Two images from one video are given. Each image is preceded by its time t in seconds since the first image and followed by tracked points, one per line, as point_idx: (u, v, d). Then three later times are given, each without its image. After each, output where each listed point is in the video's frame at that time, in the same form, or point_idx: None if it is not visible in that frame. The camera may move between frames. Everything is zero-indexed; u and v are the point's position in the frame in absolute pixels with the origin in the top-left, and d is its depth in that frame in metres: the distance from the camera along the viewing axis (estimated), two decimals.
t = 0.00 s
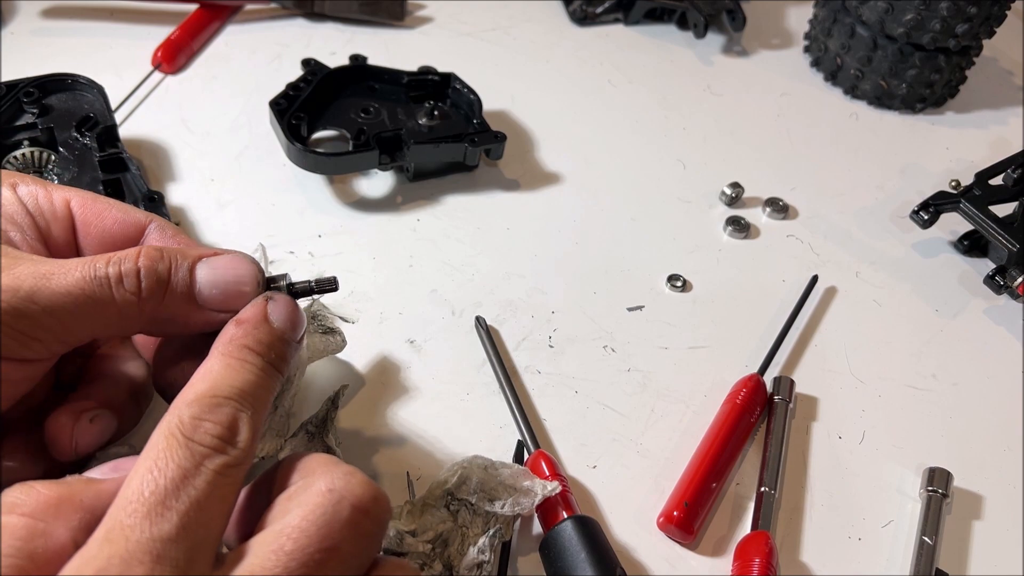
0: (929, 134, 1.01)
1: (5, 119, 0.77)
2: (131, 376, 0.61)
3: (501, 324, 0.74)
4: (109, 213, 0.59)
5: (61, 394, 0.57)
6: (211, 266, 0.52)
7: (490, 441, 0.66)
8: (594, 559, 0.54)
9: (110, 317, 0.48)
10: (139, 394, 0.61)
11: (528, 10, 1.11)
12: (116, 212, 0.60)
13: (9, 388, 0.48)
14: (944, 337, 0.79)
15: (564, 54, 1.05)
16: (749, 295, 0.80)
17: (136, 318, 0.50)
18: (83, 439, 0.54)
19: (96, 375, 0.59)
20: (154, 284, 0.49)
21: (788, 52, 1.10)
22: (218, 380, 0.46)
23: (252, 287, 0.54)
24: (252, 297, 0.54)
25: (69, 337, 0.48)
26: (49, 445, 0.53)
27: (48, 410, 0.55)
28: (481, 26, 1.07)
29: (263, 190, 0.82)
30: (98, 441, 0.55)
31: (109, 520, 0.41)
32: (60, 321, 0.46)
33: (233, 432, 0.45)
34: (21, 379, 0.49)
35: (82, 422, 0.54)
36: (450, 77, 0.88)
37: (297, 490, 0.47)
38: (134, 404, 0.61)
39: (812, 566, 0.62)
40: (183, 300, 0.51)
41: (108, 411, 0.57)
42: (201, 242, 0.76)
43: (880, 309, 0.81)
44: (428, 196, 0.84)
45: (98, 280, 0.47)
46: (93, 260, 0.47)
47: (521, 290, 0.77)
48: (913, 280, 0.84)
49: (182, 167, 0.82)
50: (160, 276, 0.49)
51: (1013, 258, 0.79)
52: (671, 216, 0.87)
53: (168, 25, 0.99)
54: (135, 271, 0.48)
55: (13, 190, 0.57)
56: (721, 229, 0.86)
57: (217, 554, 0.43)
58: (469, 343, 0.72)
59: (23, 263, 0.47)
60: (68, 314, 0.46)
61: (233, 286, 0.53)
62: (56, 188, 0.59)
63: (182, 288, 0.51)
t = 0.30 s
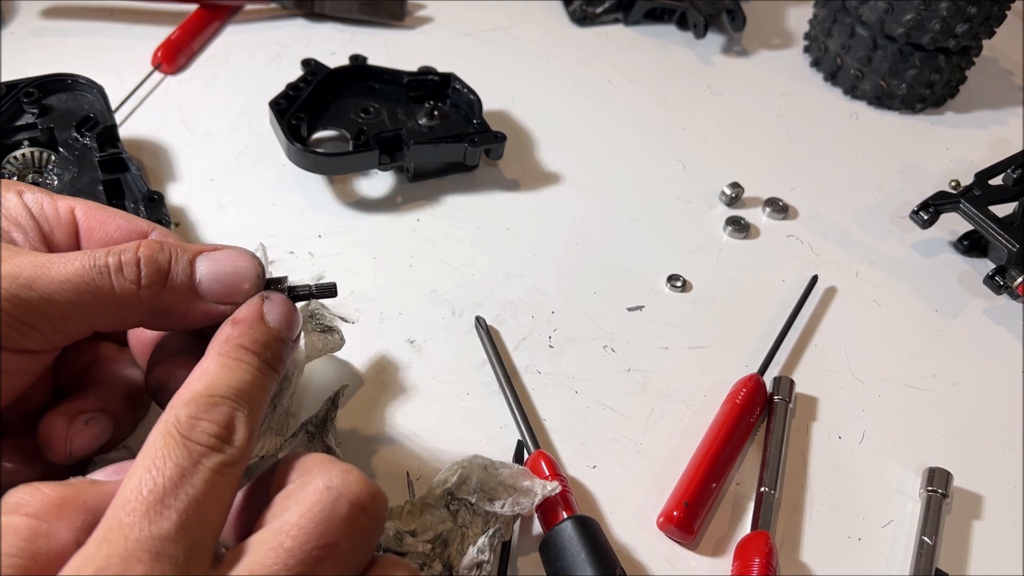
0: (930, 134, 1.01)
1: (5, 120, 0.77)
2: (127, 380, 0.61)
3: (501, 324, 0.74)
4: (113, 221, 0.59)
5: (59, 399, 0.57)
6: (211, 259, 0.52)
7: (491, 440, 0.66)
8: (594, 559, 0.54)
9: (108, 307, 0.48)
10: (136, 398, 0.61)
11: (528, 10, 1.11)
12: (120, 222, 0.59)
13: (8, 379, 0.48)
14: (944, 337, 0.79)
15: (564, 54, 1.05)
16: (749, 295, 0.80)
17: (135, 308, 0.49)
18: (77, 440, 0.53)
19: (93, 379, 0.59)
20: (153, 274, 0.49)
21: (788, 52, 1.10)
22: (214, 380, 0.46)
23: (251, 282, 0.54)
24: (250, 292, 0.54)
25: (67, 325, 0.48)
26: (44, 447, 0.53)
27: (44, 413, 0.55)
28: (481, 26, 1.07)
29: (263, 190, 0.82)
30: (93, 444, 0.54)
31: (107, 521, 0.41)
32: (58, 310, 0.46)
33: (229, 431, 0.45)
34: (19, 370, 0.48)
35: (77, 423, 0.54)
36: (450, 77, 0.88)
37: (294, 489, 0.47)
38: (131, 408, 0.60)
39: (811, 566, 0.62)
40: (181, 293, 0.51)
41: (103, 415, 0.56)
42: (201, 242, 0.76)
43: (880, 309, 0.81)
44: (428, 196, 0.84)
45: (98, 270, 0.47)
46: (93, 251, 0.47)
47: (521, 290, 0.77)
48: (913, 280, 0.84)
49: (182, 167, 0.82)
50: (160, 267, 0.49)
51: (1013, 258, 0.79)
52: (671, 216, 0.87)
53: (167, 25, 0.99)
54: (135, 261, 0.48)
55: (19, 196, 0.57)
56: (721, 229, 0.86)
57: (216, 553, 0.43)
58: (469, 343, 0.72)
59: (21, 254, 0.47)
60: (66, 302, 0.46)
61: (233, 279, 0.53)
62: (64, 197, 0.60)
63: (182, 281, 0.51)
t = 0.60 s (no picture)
0: (930, 134, 1.01)
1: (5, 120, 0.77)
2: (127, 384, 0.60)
3: (501, 324, 0.74)
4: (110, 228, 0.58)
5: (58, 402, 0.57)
6: (210, 258, 0.52)
7: (491, 440, 0.66)
8: (594, 559, 0.54)
9: (108, 304, 0.48)
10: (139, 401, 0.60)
11: (528, 10, 1.11)
12: (117, 228, 0.59)
13: (9, 379, 0.48)
14: (944, 336, 0.79)
15: (564, 54, 1.05)
16: (749, 295, 0.80)
17: (134, 305, 0.49)
18: (73, 443, 0.53)
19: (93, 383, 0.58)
20: (153, 271, 0.49)
21: (788, 52, 1.10)
22: (210, 379, 0.46)
23: (250, 280, 0.54)
24: (249, 290, 0.54)
25: (66, 323, 0.48)
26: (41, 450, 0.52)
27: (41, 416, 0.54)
28: (481, 26, 1.07)
29: (263, 190, 0.82)
30: (91, 447, 0.54)
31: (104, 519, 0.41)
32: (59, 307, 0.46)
33: (226, 429, 0.45)
34: (19, 369, 0.49)
35: (73, 425, 0.53)
36: (450, 77, 0.88)
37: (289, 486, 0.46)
38: (132, 411, 0.60)
39: (811, 566, 0.62)
40: (181, 290, 0.51)
41: (102, 417, 0.56)
42: (201, 242, 0.76)
43: (880, 309, 0.81)
44: (428, 196, 0.84)
45: (97, 266, 0.47)
46: (92, 249, 0.48)
47: (521, 290, 0.77)
48: (913, 280, 0.84)
49: (182, 167, 0.82)
50: (159, 264, 0.49)
51: (1013, 258, 0.79)
52: (671, 215, 0.87)
53: (168, 25, 0.99)
54: (134, 257, 0.48)
55: (17, 203, 0.58)
56: (721, 229, 0.86)
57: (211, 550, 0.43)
58: (469, 343, 0.72)
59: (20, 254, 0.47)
60: (66, 299, 0.46)
61: (232, 278, 0.53)
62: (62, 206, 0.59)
63: (181, 279, 0.51)
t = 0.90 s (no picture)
0: (930, 134, 1.01)
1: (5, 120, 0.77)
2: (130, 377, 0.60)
3: (501, 324, 0.74)
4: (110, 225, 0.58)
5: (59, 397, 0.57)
6: (213, 261, 0.52)
7: (491, 440, 0.66)
8: (594, 558, 0.54)
9: (110, 306, 0.48)
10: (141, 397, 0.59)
11: (528, 10, 1.11)
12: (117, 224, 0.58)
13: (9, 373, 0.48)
14: (944, 336, 0.79)
15: (564, 54, 1.05)
16: (749, 295, 0.80)
17: (135, 306, 0.49)
18: (78, 431, 0.52)
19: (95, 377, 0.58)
20: (153, 274, 0.49)
21: (788, 52, 1.10)
22: (207, 381, 0.46)
23: (251, 284, 0.53)
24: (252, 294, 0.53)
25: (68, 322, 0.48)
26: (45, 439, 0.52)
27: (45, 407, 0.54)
28: (481, 26, 1.07)
29: (263, 189, 0.82)
30: (95, 435, 0.53)
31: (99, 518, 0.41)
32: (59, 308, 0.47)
33: (221, 430, 0.45)
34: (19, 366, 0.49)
35: (78, 413, 0.53)
36: (450, 77, 0.88)
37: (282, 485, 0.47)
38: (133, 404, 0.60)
39: (811, 565, 0.63)
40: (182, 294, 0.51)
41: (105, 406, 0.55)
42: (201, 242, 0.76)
43: (880, 309, 0.81)
44: (429, 196, 0.84)
45: (99, 267, 0.47)
46: (95, 251, 0.48)
47: (521, 290, 0.77)
48: (913, 280, 0.84)
49: (182, 167, 0.82)
50: (160, 267, 0.49)
51: (1013, 258, 0.79)
52: (671, 216, 0.87)
53: (168, 25, 0.99)
54: (136, 260, 0.48)
55: (18, 199, 0.58)
56: (721, 229, 0.86)
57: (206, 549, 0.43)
58: (469, 343, 0.72)
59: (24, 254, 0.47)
60: (67, 300, 0.47)
61: (233, 281, 0.52)
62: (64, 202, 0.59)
63: (182, 282, 0.50)
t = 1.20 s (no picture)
0: (930, 134, 1.01)
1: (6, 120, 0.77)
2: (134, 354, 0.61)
3: (501, 324, 0.74)
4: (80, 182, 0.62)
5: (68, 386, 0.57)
6: (204, 274, 0.51)
7: (489, 441, 0.66)
8: (593, 558, 0.54)
9: (98, 324, 0.49)
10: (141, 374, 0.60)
11: (528, 11, 1.11)
12: (88, 182, 0.62)
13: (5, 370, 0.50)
14: (943, 336, 0.79)
15: (564, 54, 1.05)
16: (749, 295, 0.80)
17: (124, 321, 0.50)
18: (117, 419, 0.55)
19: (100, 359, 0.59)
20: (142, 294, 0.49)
21: (788, 52, 1.10)
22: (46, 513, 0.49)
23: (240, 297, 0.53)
24: (239, 308, 0.53)
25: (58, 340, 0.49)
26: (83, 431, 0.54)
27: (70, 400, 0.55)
28: (481, 26, 1.07)
29: (263, 189, 0.82)
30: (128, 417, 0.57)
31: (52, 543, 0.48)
32: (49, 326, 0.48)
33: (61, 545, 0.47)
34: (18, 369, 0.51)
35: (112, 402, 0.55)
36: (450, 77, 0.89)
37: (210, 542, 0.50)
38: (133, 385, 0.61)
39: (811, 565, 0.63)
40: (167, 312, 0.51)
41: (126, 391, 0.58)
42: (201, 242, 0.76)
43: (880, 309, 0.81)
44: (429, 196, 0.84)
45: (87, 288, 0.47)
46: (81, 268, 0.48)
47: (521, 290, 0.77)
48: (913, 280, 0.84)
49: (182, 167, 0.82)
50: (149, 286, 0.49)
51: (1013, 258, 0.79)
52: (671, 216, 0.87)
53: (168, 25, 0.99)
54: (124, 283, 0.48)
55: None
56: (721, 229, 0.86)
57: None
58: (469, 343, 0.72)
59: (12, 265, 0.48)
60: (56, 319, 0.47)
61: (224, 295, 0.52)
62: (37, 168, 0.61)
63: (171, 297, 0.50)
